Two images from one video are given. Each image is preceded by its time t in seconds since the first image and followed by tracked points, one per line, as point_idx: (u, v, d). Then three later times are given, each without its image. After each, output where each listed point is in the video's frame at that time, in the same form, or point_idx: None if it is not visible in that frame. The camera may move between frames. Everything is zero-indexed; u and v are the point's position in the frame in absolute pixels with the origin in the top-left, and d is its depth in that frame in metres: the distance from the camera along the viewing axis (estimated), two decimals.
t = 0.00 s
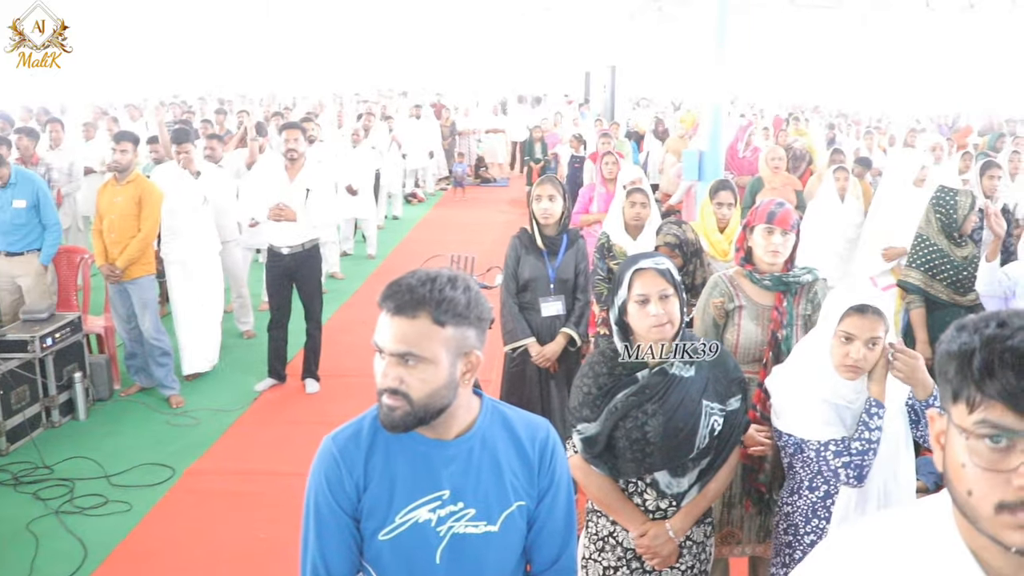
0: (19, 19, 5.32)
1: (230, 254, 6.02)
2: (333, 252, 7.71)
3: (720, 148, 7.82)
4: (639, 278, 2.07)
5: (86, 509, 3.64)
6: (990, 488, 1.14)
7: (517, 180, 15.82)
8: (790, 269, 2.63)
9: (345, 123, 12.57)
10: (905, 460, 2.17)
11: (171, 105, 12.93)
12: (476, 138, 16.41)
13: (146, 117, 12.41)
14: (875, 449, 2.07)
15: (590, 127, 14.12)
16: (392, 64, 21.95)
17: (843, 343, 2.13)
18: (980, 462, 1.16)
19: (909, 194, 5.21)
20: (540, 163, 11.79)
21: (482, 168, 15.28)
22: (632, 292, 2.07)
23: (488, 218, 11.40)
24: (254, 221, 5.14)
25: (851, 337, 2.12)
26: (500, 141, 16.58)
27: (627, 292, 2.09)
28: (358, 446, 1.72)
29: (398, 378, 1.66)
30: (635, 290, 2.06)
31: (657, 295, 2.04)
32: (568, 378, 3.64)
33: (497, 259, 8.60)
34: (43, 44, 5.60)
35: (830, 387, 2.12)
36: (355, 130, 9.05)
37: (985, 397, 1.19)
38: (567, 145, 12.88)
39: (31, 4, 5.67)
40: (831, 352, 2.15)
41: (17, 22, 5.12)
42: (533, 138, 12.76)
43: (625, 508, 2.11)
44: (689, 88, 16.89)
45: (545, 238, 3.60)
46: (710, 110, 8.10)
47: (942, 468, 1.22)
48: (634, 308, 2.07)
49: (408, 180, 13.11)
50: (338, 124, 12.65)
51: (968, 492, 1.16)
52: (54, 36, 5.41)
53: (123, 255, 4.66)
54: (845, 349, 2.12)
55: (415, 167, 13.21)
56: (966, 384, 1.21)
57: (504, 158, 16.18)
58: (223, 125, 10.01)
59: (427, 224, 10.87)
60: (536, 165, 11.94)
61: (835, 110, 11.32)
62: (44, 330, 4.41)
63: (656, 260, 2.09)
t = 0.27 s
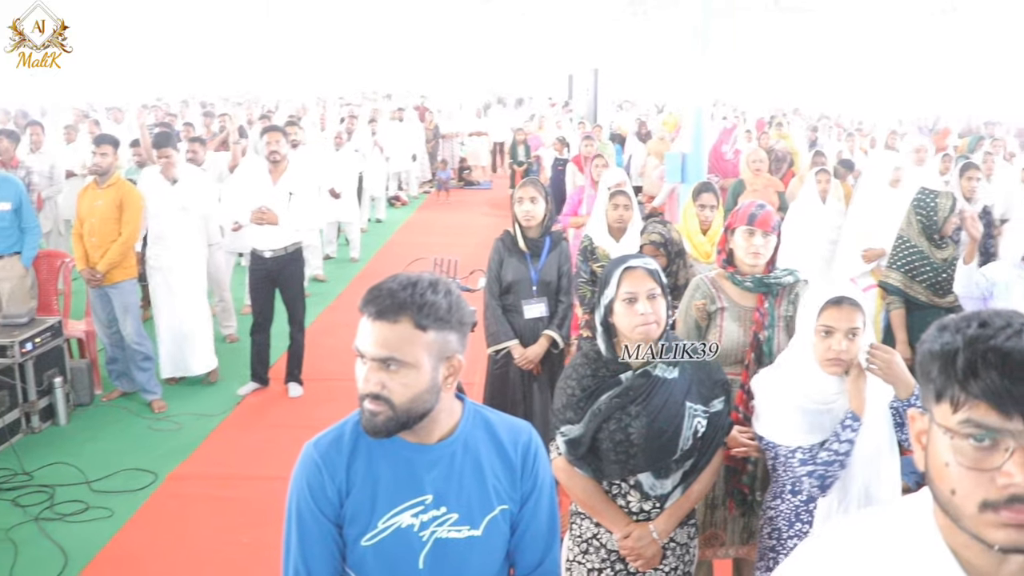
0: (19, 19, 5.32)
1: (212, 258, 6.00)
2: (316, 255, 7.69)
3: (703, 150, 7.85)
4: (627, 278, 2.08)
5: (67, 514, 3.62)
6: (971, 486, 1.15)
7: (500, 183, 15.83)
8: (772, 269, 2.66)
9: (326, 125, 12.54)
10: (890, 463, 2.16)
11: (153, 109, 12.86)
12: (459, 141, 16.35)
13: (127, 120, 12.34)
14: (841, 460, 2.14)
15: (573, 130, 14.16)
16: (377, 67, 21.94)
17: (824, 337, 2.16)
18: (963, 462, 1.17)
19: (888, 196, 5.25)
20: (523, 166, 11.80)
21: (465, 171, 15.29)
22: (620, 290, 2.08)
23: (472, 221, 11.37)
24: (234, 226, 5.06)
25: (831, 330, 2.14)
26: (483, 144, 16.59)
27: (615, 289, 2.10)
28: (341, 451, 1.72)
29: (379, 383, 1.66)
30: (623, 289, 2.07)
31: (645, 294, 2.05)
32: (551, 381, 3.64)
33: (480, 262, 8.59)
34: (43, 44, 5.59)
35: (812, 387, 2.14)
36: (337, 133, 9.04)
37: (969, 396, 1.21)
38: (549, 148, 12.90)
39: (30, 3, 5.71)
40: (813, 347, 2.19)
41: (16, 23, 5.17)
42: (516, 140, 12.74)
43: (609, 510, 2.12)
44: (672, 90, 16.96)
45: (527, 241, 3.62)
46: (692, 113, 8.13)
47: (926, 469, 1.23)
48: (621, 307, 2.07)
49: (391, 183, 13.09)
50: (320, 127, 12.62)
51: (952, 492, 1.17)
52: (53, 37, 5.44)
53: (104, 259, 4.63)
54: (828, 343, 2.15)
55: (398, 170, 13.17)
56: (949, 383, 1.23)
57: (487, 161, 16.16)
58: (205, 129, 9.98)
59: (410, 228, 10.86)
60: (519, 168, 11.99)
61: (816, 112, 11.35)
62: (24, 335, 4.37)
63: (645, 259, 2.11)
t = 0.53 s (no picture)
0: (20, 20, 6.20)
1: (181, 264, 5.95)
2: (286, 260, 7.65)
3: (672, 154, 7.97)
4: (604, 279, 2.09)
5: (32, 525, 3.56)
6: (966, 486, 1.26)
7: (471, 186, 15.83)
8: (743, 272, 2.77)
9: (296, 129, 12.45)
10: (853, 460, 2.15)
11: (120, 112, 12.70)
12: (430, 145, 16.25)
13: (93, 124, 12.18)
14: (788, 471, 2.15)
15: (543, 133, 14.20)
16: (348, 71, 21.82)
17: (790, 333, 2.23)
18: (954, 462, 1.27)
19: (849, 200, 5.31)
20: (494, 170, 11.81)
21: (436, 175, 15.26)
22: (597, 291, 2.09)
23: (443, 225, 11.34)
24: (206, 230, 5.07)
25: (796, 326, 2.22)
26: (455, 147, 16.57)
27: (592, 289, 2.10)
28: (309, 457, 1.71)
29: (349, 389, 1.65)
30: (601, 289, 2.08)
31: (623, 295, 2.07)
32: (523, 384, 3.66)
33: (450, 266, 8.58)
34: (42, 44, 6.36)
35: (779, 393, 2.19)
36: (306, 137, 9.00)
37: (956, 397, 1.30)
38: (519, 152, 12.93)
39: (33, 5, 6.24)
40: (780, 343, 2.24)
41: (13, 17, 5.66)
42: (487, 144, 12.73)
43: (581, 511, 2.12)
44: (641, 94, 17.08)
45: (498, 244, 3.60)
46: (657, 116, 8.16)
47: (911, 469, 1.31)
48: (598, 307, 2.08)
49: (361, 188, 13.04)
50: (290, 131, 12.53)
51: (945, 493, 1.27)
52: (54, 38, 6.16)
53: (70, 265, 4.58)
54: (795, 339, 2.22)
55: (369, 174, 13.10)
56: (937, 384, 1.31)
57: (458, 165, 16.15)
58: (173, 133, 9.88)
59: (381, 232, 10.82)
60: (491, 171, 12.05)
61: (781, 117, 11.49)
62: None
63: (623, 262, 2.14)
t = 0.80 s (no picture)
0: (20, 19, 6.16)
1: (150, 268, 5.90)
2: (258, 264, 7.60)
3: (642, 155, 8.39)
4: (584, 279, 2.10)
5: None
6: (937, 482, 1.27)
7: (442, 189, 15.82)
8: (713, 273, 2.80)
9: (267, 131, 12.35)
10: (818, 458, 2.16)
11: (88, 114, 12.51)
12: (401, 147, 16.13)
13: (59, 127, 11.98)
14: (740, 476, 2.18)
15: (515, 135, 14.23)
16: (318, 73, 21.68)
17: (759, 328, 2.29)
18: (927, 458, 1.28)
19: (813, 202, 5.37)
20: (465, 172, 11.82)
21: (407, 178, 15.23)
22: (576, 291, 2.09)
23: (413, 228, 11.29)
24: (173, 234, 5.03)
25: (764, 321, 2.28)
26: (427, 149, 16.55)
27: (571, 289, 2.10)
28: (280, 462, 1.70)
29: (319, 394, 1.65)
30: (580, 290, 2.08)
31: (601, 296, 2.08)
32: (496, 386, 3.66)
33: (420, 269, 8.56)
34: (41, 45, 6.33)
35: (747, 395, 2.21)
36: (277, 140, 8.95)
37: (928, 393, 1.31)
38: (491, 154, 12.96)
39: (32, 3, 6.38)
40: (751, 339, 2.29)
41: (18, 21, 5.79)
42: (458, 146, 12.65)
43: (555, 512, 2.12)
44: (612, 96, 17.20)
45: (470, 246, 3.61)
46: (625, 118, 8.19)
47: (883, 464, 1.33)
48: (575, 307, 2.08)
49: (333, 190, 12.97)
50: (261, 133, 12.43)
51: (918, 488, 1.28)
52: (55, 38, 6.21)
53: (37, 270, 4.53)
54: (766, 334, 2.27)
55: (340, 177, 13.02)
56: (910, 381, 1.32)
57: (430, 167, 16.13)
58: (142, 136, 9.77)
59: (353, 235, 10.78)
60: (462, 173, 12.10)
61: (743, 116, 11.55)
62: None
63: (601, 263, 2.15)
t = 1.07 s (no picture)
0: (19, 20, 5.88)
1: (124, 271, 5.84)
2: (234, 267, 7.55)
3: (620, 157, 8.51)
4: (568, 279, 2.12)
5: None
6: (910, 477, 1.28)
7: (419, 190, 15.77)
8: (689, 273, 2.82)
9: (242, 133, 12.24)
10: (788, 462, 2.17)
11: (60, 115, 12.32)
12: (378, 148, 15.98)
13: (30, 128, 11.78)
14: (701, 474, 2.16)
15: (491, 136, 14.22)
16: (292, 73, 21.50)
17: (734, 324, 2.23)
18: (900, 454, 1.29)
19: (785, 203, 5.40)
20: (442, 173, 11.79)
21: (383, 179, 15.18)
22: (560, 291, 2.11)
23: (390, 230, 11.24)
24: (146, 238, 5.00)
25: (739, 318, 2.23)
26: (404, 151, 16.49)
27: (555, 289, 2.12)
28: (256, 465, 1.70)
29: (295, 397, 1.64)
30: (564, 291, 2.10)
31: (585, 297, 2.10)
32: (474, 388, 3.67)
33: (398, 271, 8.53)
34: (42, 44, 6.16)
35: (722, 390, 2.21)
36: (253, 142, 8.89)
37: (900, 390, 1.32)
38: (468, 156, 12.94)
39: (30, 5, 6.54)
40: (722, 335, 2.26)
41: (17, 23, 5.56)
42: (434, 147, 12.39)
43: (533, 511, 2.13)
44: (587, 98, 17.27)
45: (447, 247, 3.61)
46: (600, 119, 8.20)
47: (856, 461, 1.34)
48: (559, 308, 2.09)
49: (309, 193, 12.89)
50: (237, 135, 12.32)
51: (891, 484, 1.29)
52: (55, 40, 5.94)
53: (9, 274, 4.48)
54: (742, 331, 2.22)
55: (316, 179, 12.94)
56: (883, 377, 1.33)
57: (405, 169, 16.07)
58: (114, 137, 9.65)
59: (329, 237, 10.72)
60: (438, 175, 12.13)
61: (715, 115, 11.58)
62: None
63: (581, 263, 2.18)
